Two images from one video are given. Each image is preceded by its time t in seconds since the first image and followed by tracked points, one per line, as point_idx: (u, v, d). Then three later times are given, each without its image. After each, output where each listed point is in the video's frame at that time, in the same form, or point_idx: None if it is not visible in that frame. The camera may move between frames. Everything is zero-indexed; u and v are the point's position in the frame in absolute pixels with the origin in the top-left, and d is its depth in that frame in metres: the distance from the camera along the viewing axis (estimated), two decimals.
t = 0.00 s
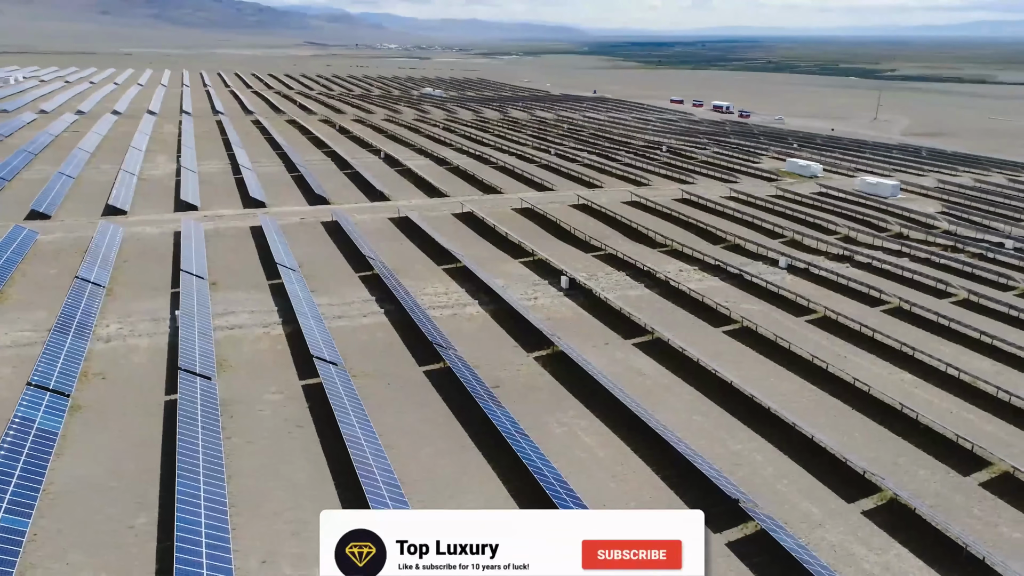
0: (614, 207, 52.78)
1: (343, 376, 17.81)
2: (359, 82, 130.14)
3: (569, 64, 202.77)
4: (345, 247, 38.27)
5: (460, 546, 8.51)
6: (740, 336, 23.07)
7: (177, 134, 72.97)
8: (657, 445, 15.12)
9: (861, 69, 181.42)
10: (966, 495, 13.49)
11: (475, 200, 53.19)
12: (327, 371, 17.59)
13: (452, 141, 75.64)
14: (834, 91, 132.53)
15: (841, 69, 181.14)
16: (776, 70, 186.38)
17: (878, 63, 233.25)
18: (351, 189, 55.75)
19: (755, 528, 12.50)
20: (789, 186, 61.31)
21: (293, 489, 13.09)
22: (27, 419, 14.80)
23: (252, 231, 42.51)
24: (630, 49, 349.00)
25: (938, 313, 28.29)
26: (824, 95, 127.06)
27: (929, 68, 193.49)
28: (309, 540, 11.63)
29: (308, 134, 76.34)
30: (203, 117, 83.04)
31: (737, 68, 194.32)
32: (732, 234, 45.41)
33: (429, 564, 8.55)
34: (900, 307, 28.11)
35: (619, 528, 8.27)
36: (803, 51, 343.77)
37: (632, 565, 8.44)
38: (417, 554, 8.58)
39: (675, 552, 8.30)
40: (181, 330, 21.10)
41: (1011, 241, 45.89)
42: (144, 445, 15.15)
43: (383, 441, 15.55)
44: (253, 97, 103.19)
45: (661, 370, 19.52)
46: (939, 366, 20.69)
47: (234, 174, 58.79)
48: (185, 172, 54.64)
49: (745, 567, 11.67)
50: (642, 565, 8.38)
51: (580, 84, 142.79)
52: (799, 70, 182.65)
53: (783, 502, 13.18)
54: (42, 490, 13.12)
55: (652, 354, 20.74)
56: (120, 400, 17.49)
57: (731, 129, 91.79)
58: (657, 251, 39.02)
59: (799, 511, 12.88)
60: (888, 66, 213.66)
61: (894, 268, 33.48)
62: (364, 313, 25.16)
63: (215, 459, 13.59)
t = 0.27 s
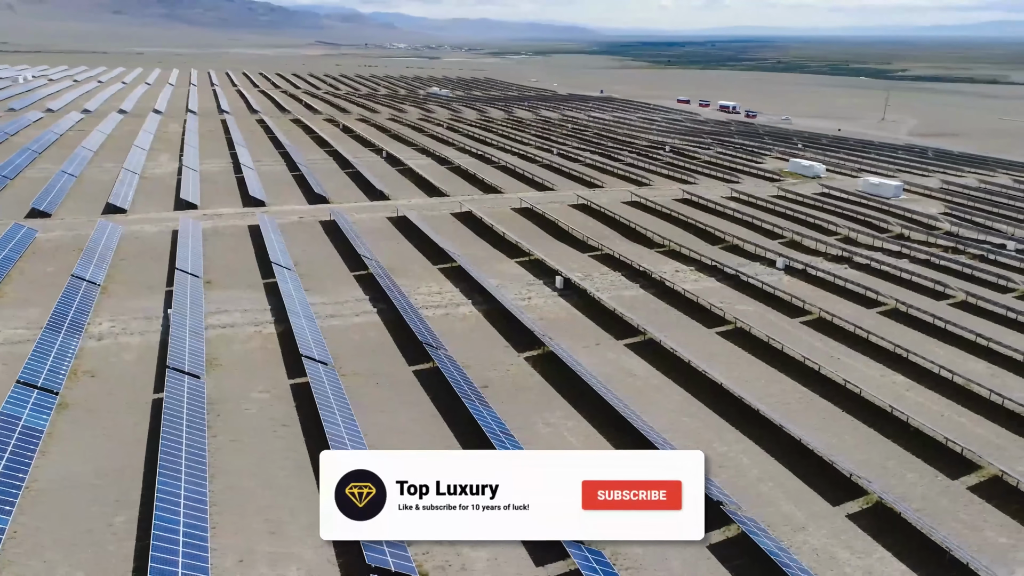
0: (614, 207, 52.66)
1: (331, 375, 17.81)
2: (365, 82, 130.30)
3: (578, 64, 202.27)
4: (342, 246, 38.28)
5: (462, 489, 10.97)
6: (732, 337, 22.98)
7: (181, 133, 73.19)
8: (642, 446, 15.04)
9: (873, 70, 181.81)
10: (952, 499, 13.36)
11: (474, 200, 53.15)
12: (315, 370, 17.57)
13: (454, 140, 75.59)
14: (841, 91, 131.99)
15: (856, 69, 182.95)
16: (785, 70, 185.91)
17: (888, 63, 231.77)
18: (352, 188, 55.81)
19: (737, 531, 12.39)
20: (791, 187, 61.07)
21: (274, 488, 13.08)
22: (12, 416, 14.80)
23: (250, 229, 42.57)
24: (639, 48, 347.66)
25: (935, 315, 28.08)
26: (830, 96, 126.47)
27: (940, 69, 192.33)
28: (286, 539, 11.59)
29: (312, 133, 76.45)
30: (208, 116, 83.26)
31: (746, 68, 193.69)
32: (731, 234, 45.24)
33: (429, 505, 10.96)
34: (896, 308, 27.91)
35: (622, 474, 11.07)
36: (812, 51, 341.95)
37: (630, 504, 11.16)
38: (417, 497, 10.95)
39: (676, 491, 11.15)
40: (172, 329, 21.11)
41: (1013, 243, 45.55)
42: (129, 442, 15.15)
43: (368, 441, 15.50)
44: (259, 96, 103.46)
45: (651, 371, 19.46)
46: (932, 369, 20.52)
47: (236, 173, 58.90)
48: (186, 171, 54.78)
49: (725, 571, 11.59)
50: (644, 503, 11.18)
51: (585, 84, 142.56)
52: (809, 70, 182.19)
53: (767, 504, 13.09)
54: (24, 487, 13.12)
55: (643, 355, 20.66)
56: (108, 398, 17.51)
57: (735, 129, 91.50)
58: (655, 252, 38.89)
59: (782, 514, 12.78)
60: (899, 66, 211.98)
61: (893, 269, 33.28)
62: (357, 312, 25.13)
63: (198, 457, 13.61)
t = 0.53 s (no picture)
0: (613, 207, 52.54)
1: (319, 374, 17.78)
2: (370, 81, 130.40)
3: (586, 64, 201.86)
4: (339, 245, 38.28)
5: (462, 487, 10.94)
6: (725, 338, 22.89)
7: (186, 132, 73.39)
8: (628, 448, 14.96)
9: (885, 70, 181.56)
10: (940, 503, 13.21)
11: (474, 200, 53.10)
12: (303, 370, 17.55)
13: (457, 140, 75.55)
14: (848, 91, 131.45)
15: (867, 70, 182.48)
16: (793, 70, 185.25)
17: (898, 62, 230.60)
18: (353, 188, 55.84)
19: (719, 533, 12.20)
20: (794, 187, 60.81)
21: (256, 487, 13.04)
22: None
23: (248, 228, 42.64)
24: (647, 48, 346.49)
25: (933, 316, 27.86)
26: (837, 96, 125.96)
27: (950, 70, 191.34)
28: (265, 538, 11.53)
29: (315, 132, 76.58)
30: (213, 115, 83.50)
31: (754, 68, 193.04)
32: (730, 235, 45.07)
33: (428, 503, 10.92)
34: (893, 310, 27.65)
35: (622, 472, 10.97)
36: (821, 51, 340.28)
37: (630, 501, 11.07)
38: (417, 495, 10.92)
39: (676, 489, 11.10)
40: (163, 327, 21.10)
41: (1015, 245, 45.20)
42: (114, 441, 15.14)
43: (353, 440, 15.47)
44: (263, 95, 103.66)
45: (641, 372, 19.38)
46: (926, 371, 20.34)
47: (237, 172, 59.00)
48: (188, 170, 54.91)
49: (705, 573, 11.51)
50: (645, 501, 11.11)
51: (591, 84, 142.34)
52: (819, 70, 181.53)
53: (751, 507, 12.99)
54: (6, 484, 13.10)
55: (634, 356, 20.59)
56: (96, 396, 17.51)
57: (739, 129, 91.22)
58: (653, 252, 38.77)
59: (766, 517, 12.68)
60: (911, 66, 210.40)
61: (891, 271, 33.05)
62: (350, 311, 25.12)
63: (181, 456, 13.59)
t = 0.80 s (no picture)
0: (616, 207, 52.37)
1: (309, 373, 17.76)
2: (379, 80, 130.59)
3: (598, 64, 201.26)
4: (338, 244, 38.36)
5: (462, 488, 10.93)
6: (720, 339, 22.74)
7: (193, 130, 73.73)
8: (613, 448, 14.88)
9: (900, 70, 180.46)
10: (928, 508, 13.04)
11: (476, 199, 53.07)
12: (293, 369, 17.56)
13: (462, 139, 75.53)
14: (859, 92, 130.48)
15: (879, 70, 180.54)
16: (807, 69, 184.71)
17: (913, 62, 228.75)
18: (356, 186, 55.94)
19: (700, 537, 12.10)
20: (799, 188, 60.46)
21: (237, 485, 13.01)
22: None
23: (249, 226, 42.76)
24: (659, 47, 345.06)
25: (934, 319, 27.55)
26: (847, 96, 125.15)
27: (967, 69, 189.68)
28: (242, 537, 11.49)
29: (322, 131, 76.77)
30: (222, 114, 83.86)
31: (767, 67, 192.07)
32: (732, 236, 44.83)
33: (428, 503, 10.88)
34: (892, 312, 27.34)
35: (623, 472, 11.02)
36: (837, 50, 337.81)
37: (631, 501, 11.10)
38: (417, 495, 10.86)
39: (676, 489, 11.14)
40: (156, 324, 21.13)
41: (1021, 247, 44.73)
42: (100, 438, 15.15)
43: (338, 439, 15.44)
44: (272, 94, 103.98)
45: (633, 373, 19.27)
46: (921, 374, 20.09)
47: (242, 170, 59.20)
48: (192, 168, 55.17)
49: None
50: (645, 501, 11.14)
51: (600, 83, 142.07)
52: (833, 70, 180.38)
53: (735, 510, 12.87)
54: None
55: (626, 357, 20.49)
56: (86, 393, 17.56)
57: (747, 129, 90.78)
58: (652, 253, 38.62)
59: (749, 520, 12.55)
60: (927, 66, 208.18)
61: (893, 272, 32.76)
62: (345, 310, 25.12)
63: (165, 453, 13.58)
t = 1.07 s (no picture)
0: (618, 207, 52.21)
1: (299, 372, 17.78)
2: (387, 80, 130.82)
3: (609, 64, 200.89)
4: (337, 244, 38.42)
5: (462, 488, 11.11)
6: (715, 340, 22.60)
7: (200, 129, 74.05)
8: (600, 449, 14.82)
9: (912, 70, 179.26)
10: (916, 513, 12.89)
11: (477, 199, 53.05)
12: (283, 368, 17.60)
13: (467, 139, 75.51)
14: (870, 92, 129.62)
15: (892, 69, 181.90)
16: (819, 69, 183.64)
17: (928, 61, 226.83)
18: (359, 186, 56.00)
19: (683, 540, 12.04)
20: (804, 189, 60.12)
21: (221, 484, 13.01)
22: None
23: (250, 225, 42.87)
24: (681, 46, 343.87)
25: (935, 321, 27.25)
26: (857, 96, 124.37)
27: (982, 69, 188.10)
28: (223, 536, 11.46)
29: (328, 130, 76.94)
30: (229, 113, 84.22)
31: (778, 67, 191.38)
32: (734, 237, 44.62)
33: (429, 503, 11.05)
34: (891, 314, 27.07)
35: (623, 471, 11.23)
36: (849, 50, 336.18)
37: (630, 501, 11.26)
38: (417, 495, 11.02)
39: (676, 489, 11.34)
40: (150, 323, 21.18)
41: None
42: (88, 436, 15.19)
43: (326, 438, 15.43)
44: (280, 93, 104.35)
45: (625, 374, 19.17)
46: (917, 376, 19.87)
47: (246, 169, 59.39)
48: (196, 167, 55.40)
49: None
50: (645, 501, 11.28)
51: (608, 83, 141.82)
52: (844, 70, 179.31)
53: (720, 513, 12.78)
54: None
55: (619, 358, 20.41)
56: (77, 390, 17.61)
57: (754, 130, 90.34)
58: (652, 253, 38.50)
59: (734, 523, 12.45)
60: (943, 65, 206.04)
61: (894, 273, 32.52)
62: (340, 309, 25.13)
63: (151, 451, 13.57)
